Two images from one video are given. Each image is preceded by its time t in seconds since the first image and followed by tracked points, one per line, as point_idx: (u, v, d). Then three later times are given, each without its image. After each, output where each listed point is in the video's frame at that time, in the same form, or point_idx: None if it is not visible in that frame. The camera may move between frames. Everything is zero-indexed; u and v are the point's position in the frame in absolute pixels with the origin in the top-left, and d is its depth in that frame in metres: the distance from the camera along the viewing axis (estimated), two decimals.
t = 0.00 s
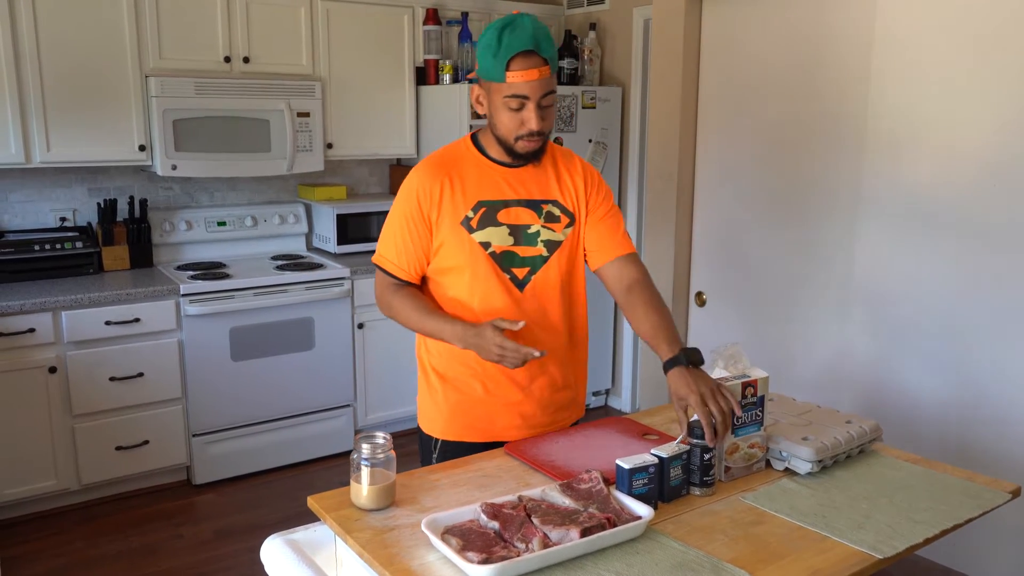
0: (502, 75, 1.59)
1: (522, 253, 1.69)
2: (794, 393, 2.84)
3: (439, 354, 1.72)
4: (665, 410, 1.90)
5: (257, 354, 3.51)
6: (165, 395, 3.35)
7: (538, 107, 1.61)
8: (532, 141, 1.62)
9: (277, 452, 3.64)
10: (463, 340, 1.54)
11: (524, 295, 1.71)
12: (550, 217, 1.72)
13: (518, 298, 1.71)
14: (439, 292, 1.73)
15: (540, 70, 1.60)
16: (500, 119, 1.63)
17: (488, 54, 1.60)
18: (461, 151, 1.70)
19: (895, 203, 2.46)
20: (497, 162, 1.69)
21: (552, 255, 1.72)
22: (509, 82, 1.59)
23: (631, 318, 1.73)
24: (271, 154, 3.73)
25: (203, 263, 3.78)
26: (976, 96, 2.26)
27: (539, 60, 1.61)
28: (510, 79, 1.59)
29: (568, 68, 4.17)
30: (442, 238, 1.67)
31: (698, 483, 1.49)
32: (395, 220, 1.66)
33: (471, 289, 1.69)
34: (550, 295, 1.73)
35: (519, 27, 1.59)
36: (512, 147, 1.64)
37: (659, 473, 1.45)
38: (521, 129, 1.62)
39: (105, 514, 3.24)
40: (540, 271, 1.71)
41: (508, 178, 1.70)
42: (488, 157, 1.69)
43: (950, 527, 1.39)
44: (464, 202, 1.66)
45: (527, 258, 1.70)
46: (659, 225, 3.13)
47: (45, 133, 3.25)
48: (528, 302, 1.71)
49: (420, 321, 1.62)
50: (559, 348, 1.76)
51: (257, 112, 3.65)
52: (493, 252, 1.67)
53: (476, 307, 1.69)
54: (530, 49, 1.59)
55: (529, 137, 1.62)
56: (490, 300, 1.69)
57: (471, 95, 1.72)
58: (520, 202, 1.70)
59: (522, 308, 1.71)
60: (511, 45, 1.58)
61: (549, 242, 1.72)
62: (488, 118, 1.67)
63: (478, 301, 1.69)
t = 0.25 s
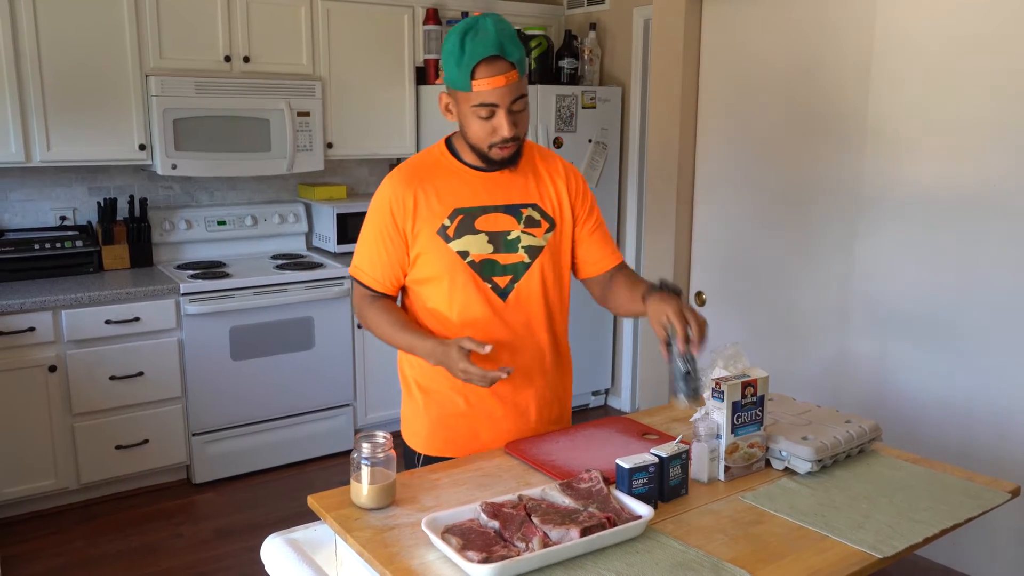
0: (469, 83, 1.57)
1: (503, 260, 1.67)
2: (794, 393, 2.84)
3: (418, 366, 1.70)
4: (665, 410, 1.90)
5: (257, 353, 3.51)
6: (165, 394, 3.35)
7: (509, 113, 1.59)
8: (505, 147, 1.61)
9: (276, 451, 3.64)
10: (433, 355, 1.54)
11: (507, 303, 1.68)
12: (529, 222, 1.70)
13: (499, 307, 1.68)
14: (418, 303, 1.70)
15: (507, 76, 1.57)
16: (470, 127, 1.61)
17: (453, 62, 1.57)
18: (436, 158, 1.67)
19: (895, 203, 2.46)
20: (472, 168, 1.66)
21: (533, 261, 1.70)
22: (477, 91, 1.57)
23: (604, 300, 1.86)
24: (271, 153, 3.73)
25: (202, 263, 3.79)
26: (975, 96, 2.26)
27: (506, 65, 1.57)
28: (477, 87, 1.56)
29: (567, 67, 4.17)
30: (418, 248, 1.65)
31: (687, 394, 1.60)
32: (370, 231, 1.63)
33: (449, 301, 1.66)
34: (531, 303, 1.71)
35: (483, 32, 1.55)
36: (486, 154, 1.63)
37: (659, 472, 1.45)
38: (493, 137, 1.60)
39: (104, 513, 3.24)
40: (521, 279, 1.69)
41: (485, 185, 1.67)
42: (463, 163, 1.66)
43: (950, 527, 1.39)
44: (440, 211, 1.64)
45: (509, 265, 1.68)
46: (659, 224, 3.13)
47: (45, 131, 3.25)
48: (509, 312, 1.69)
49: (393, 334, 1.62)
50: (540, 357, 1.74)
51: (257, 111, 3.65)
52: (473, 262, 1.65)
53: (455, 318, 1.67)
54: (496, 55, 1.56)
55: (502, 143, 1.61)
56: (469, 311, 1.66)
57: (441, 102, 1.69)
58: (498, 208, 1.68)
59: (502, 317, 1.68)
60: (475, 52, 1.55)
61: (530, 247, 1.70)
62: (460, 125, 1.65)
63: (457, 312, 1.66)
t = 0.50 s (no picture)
0: (451, 102, 1.51)
1: (496, 263, 1.66)
2: (793, 394, 2.84)
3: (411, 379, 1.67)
4: (665, 412, 1.90)
5: (257, 354, 3.51)
6: (165, 395, 3.35)
7: (489, 135, 1.55)
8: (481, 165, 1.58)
9: (276, 452, 3.64)
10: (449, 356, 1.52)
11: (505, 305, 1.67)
12: (515, 221, 1.70)
13: (496, 310, 1.66)
14: (405, 316, 1.67)
15: (491, 99, 1.51)
16: (447, 142, 1.56)
17: (436, 75, 1.50)
18: (412, 165, 1.63)
19: (895, 204, 2.46)
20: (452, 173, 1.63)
21: (524, 260, 1.70)
22: (458, 110, 1.51)
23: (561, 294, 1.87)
24: (272, 154, 3.73)
25: (203, 263, 3.79)
26: (975, 98, 2.26)
27: (491, 87, 1.51)
28: (459, 108, 1.51)
29: (568, 69, 4.17)
30: (406, 261, 1.60)
31: (550, 333, 1.58)
32: (350, 251, 1.57)
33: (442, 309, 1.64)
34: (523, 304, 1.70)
35: (471, 50, 1.49)
36: (461, 168, 1.59)
37: (659, 474, 1.45)
38: (469, 155, 1.56)
39: (104, 514, 3.24)
40: (516, 279, 1.68)
41: (468, 187, 1.65)
42: (441, 168, 1.63)
43: (949, 528, 1.39)
44: (426, 219, 1.60)
45: (502, 267, 1.67)
46: (659, 225, 3.14)
47: (45, 132, 3.25)
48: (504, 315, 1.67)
49: (395, 350, 1.56)
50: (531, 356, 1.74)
51: (257, 112, 3.65)
52: (467, 267, 1.63)
53: (448, 326, 1.64)
54: (482, 77, 1.50)
55: (478, 161, 1.57)
56: (464, 317, 1.64)
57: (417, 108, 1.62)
58: (485, 210, 1.66)
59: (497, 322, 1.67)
60: (461, 73, 1.48)
61: (519, 246, 1.69)
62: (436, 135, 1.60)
63: (452, 320, 1.64)
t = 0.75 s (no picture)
0: (442, 115, 1.49)
1: (487, 269, 1.66)
2: (792, 395, 2.84)
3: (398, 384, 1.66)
4: (665, 413, 1.90)
5: (257, 355, 3.51)
6: (165, 396, 3.35)
7: (477, 152, 1.53)
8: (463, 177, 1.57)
9: (276, 453, 3.64)
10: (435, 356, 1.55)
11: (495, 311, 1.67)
12: (504, 227, 1.69)
13: (484, 316, 1.66)
14: (391, 320, 1.65)
15: (483, 119, 1.49)
16: (434, 150, 1.55)
17: (431, 86, 1.49)
18: (401, 169, 1.61)
19: (895, 205, 2.46)
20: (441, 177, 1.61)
21: (512, 266, 1.70)
22: (448, 125, 1.50)
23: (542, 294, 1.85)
24: (272, 155, 3.73)
25: (203, 265, 3.79)
26: (974, 100, 2.27)
27: (485, 108, 1.50)
28: (449, 123, 1.49)
29: (568, 70, 4.18)
30: (392, 266, 1.59)
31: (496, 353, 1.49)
32: (337, 255, 1.55)
33: (431, 315, 1.62)
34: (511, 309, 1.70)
35: (470, 68, 1.48)
36: (443, 176, 1.59)
37: (659, 476, 1.45)
38: (453, 166, 1.55)
39: (104, 515, 3.24)
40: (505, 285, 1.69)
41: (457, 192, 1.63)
42: (431, 172, 1.61)
43: (949, 530, 1.39)
44: (418, 225, 1.58)
45: (493, 273, 1.66)
46: (659, 227, 3.14)
47: (46, 134, 3.25)
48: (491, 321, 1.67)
49: (382, 353, 1.57)
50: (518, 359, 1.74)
51: (257, 114, 3.65)
52: (459, 274, 1.62)
53: (436, 331, 1.63)
54: (477, 97, 1.48)
55: (461, 173, 1.56)
56: (451, 322, 1.63)
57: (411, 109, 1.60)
58: (474, 216, 1.65)
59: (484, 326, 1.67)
60: (456, 90, 1.46)
61: (508, 252, 1.69)
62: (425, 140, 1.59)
63: (440, 326, 1.63)
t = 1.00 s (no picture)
0: (436, 116, 1.49)
1: (476, 273, 1.65)
2: (793, 397, 2.84)
3: (392, 388, 1.66)
4: (666, 415, 1.90)
5: (257, 357, 3.51)
6: (165, 398, 3.35)
7: (472, 151, 1.54)
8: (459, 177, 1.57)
9: (277, 455, 3.64)
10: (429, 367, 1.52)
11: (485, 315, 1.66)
12: (496, 231, 1.69)
13: (476, 321, 1.66)
14: (384, 324, 1.65)
15: (477, 118, 1.50)
16: (428, 151, 1.55)
17: (423, 87, 1.49)
18: (393, 171, 1.61)
19: (895, 207, 2.46)
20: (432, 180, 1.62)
21: (503, 271, 1.69)
22: (443, 125, 1.50)
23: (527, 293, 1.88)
24: (272, 157, 3.73)
25: (203, 267, 3.79)
26: (975, 102, 2.27)
27: (479, 105, 1.50)
28: (444, 123, 1.49)
29: (568, 73, 4.18)
30: (386, 269, 1.59)
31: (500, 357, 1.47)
32: (331, 258, 1.55)
33: (424, 319, 1.62)
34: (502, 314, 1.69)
35: (461, 65, 1.48)
36: (438, 176, 1.59)
37: (660, 478, 1.45)
38: (449, 166, 1.55)
39: (105, 517, 3.24)
40: (496, 289, 1.68)
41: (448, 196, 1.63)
42: (422, 175, 1.62)
43: (950, 532, 1.39)
44: (408, 228, 1.58)
45: (482, 277, 1.66)
46: (659, 229, 3.14)
47: (46, 135, 3.26)
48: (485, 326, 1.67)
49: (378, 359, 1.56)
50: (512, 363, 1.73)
51: (258, 115, 3.65)
52: (448, 277, 1.61)
53: (429, 334, 1.63)
54: (470, 95, 1.49)
55: (457, 173, 1.57)
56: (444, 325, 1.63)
57: (403, 109, 1.60)
58: (465, 220, 1.65)
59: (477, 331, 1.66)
60: (449, 89, 1.47)
61: (499, 256, 1.69)
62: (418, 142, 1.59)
63: (433, 330, 1.63)
